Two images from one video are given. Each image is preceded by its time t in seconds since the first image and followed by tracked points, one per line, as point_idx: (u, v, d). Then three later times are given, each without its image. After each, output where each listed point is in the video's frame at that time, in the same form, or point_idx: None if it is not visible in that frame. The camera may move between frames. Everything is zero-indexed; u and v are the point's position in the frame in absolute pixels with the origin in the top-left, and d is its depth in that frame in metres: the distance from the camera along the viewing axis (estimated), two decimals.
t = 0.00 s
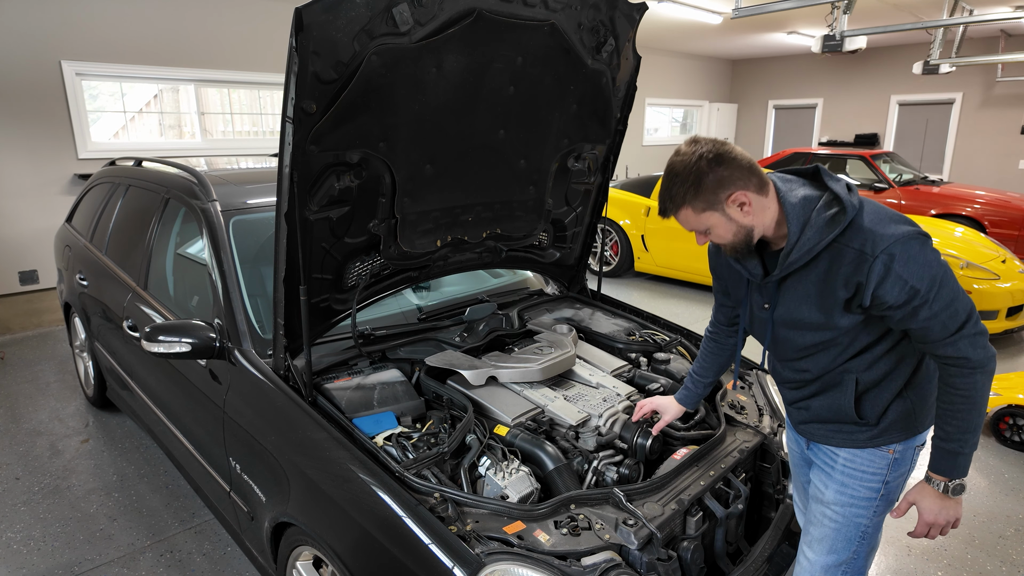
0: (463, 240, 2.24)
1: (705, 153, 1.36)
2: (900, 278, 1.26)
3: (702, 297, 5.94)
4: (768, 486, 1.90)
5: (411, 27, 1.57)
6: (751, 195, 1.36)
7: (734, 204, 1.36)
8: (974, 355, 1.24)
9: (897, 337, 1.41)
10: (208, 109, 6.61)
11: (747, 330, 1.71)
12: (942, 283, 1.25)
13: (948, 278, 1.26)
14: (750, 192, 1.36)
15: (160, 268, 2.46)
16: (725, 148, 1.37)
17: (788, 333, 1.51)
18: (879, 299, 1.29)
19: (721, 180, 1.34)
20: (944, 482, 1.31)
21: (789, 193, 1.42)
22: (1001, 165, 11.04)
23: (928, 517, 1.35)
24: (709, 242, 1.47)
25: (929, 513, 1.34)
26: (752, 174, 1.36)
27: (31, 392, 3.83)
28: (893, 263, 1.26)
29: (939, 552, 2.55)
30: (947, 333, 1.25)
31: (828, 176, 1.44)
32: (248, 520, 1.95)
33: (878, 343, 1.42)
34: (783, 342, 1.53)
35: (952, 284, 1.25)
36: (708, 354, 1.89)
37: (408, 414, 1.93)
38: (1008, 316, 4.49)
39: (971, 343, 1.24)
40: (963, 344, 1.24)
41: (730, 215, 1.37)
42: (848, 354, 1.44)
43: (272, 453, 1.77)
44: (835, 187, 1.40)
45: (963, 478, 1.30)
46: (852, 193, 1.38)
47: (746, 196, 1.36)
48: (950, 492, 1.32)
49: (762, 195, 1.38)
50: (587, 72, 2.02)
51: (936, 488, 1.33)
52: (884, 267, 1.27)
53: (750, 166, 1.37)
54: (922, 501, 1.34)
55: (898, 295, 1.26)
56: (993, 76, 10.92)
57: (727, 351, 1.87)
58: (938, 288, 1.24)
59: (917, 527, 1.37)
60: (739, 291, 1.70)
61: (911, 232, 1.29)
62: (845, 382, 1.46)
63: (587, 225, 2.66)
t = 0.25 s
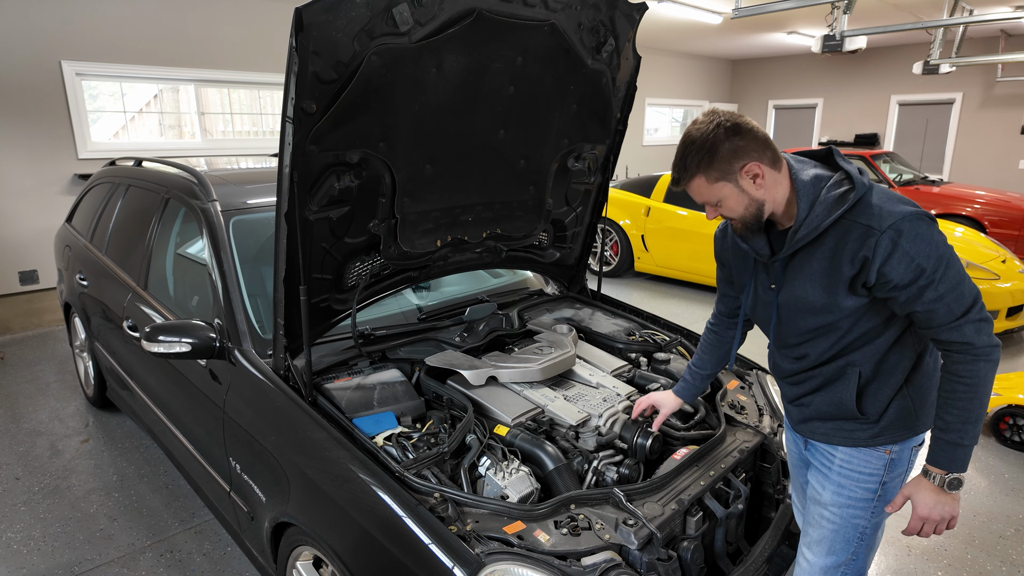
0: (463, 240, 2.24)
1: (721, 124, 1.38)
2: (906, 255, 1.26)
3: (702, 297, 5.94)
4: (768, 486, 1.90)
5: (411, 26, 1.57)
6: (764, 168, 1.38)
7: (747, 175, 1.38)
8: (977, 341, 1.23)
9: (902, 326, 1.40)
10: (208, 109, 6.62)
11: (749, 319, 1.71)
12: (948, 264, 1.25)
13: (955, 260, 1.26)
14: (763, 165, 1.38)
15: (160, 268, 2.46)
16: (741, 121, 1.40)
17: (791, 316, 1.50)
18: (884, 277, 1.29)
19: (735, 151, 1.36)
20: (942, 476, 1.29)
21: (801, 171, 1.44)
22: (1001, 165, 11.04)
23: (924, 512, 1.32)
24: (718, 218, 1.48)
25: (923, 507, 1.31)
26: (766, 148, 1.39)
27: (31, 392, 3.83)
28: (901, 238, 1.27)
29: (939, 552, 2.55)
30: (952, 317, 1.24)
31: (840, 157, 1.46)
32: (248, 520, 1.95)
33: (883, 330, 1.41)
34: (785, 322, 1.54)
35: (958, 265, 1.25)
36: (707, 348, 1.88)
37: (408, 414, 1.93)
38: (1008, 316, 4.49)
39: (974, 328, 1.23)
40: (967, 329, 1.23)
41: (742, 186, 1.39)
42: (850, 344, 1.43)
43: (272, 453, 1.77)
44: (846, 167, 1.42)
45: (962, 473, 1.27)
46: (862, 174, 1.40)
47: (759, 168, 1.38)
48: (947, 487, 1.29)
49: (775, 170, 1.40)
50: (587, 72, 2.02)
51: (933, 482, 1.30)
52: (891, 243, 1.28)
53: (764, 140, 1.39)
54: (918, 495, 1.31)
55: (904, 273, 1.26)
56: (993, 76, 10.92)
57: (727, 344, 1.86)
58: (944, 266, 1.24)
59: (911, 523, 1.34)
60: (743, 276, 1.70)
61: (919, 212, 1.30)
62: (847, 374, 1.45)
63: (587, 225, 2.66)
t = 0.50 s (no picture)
0: (463, 240, 2.24)
1: (726, 113, 1.39)
2: (906, 251, 1.26)
3: (702, 297, 5.94)
4: (768, 486, 1.90)
5: (411, 26, 1.57)
6: (767, 159, 1.38)
7: (749, 166, 1.38)
8: (975, 339, 1.22)
9: (901, 324, 1.40)
10: (208, 109, 6.62)
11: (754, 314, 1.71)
12: (948, 262, 1.24)
13: (955, 259, 1.25)
14: (766, 156, 1.38)
15: (160, 268, 2.46)
16: (746, 112, 1.40)
17: (790, 310, 1.51)
18: (883, 273, 1.29)
19: (739, 140, 1.37)
20: (935, 477, 1.26)
21: (806, 165, 1.44)
22: (1001, 165, 11.04)
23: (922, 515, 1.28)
24: (720, 209, 1.49)
25: (916, 510, 1.28)
26: (770, 139, 1.39)
27: (31, 392, 3.83)
28: (901, 235, 1.27)
29: (939, 552, 2.55)
30: (951, 316, 1.23)
31: (845, 153, 1.47)
32: (247, 520, 1.96)
33: (881, 327, 1.40)
34: (784, 314, 1.53)
35: (957, 266, 1.24)
36: (718, 334, 1.93)
37: (408, 414, 1.93)
38: (1008, 316, 4.49)
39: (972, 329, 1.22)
40: (965, 328, 1.22)
41: (744, 176, 1.40)
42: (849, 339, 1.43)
43: (272, 453, 1.77)
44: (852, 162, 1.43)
45: (955, 474, 1.25)
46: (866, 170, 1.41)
47: (762, 159, 1.38)
48: (940, 489, 1.26)
49: (778, 161, 1.40)
50: (587, 72, 2.02)
51: (927, 483, 1.28)
52: (892, 239, 1.28)
53: (769, 131, 1.39)
54: (912, 497, 1.28)
55: (903, 270, 1.26)
56: (993, 76, 10.92)
57: (736, 334, 1.91)
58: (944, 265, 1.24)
59: (903, 525, 1.31)
60: (747, 269, 1.71)
61: (920, 210, 1.29)
62: (844, 372, 1.46)
63: (587, 225, 2.66)
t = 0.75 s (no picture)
0: (463, 240, 2.24)
1: (736, 98, 1.39)
2: (901, 245, 1.26)
3: (702, 297, 5.94)
4: (768, 486, 1.90)
5: (411, 26, 1.57)
6: (776, 144, 1.39)
7: (762, 149, 1.38)
8: (972, 334, 1.22)
9: (900, 321, 1.40)
10: (208, 109, 6.62)
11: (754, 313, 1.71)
12: (944, 256, 1.24)
13: (952, 253, 1.25)
14: (774, 142, 1.40)
15: (160, 268, 2.46)
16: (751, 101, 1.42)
17: (788, 306, 1.50)
18: (879, 267, 1.29)
19: (752, 122, 1.37)
20: (933, 470, 1.26)
21: (803, 160, 1.46)
22: (1002, 165, 11.04)
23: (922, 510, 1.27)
24: (725, 199, 1.44)
25: (916, 503, 1.28)
26: (776, 126, 1.41)
27: (31, 392, 3.83)
28: (897, 228, 1.27)
29: (939, 552, 2.55)
30: (948, 310, 1.23)
31: (840, 150, 1.49)
32: (248, 520, 1.95)
33: (880, 324, 1.40)
34: (784, 312, 1.53)
35: (954, 261, 1.25)
36: (719, 340, 1.89)
37: (408, 414, 1.93)
38: (1008, 316, 4.49)
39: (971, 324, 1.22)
40: (962, 323, 1.22)
41: (757, 159, 1.38)
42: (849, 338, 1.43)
43: (272, 453, 1.77)
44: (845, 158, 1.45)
45: (955, 468, 1.25)
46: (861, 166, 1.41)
47: (773, 143, 1.39)
48: (940, 482, 1.26)
49: (783, 150, 1.42)
50: (587, 72, 2.02)
51: (926, 477, 1.28)
52: (887, 232, 1.28)
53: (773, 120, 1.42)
54: (912, 491, 1.28)
55: (899, 265, 1.26)
56: (993, 76, 10.92)
57: (738, 338, 1.87)
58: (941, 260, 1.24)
59: (903, 519, 1.31)
60: (747, 270, 1.71)
61: (916, 203, 1.29)
62: (844, 371, 1.46)
63: (587, 225, 2.66)
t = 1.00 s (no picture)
0: (463, 240, 2.24)
1: (743, 86, 1.45)
2: (895, 233, 1.27)
3: (702, 297, 5.94)
4: (768, 486, 1.90)
5: (411, 27, 1.57)
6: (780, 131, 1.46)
7: (772, 132, 1.44)
8: (972, 320, 1.21)
9: (901, 313, 1.39)
10: (208, 109, 6.62)
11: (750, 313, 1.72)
12: (940, 244, 1.25)
13: (947, 241, 1.25)
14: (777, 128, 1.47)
15: (160, 268, 2.46)
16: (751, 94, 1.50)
17: (786, 303, 1.50)
18: (875, 257, 1.29)
19: (762, 106, 1.43)
20: (938, 460, 1.25)
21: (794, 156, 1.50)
22: (1002, 165, 11.03)
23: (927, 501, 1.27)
24: (740, 182, 1.44)
25: (921, 494, 1.27)
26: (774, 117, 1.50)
27: (31, 392, 3.83)
28: (890, 216, 1.28)
29: (939, 552, 2.55)
30: (947, 297, 1.23)
31: (828, 147, 1.50)
32: (247, 520, 1.95)
33: (881, 317, 1.40)
34: (782, 311, 1.52)
35: (948, 246, 1.25)
36: (719, 348, 1.84)
37: (408, 414, 1.93)
38: (1008, 316, 4.49)
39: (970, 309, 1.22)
40: (961, 309, 1.22)
41: (769, 140, 1.43)
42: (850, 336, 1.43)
43: (272, 453, 1.77)
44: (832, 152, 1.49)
45: (960, 457, 1.23)
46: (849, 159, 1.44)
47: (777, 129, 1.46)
48: (945, 472, 1.25)
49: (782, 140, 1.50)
50: (587, 72, 2.02)
51: (931, 468, 1.26)
52: (881, 221, 1.29)
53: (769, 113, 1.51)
54: (918, 482, 1.27)
55: (894, 254, 1.27)
56: (993, 76, 10.92)
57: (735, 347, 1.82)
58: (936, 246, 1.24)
59: (910, 511, 1.30)
60: (743, 275, 1.71)
61: (906, 192, 1.31)
62: (848, 368, 1.45)
63: (587, 225, 2.66)
